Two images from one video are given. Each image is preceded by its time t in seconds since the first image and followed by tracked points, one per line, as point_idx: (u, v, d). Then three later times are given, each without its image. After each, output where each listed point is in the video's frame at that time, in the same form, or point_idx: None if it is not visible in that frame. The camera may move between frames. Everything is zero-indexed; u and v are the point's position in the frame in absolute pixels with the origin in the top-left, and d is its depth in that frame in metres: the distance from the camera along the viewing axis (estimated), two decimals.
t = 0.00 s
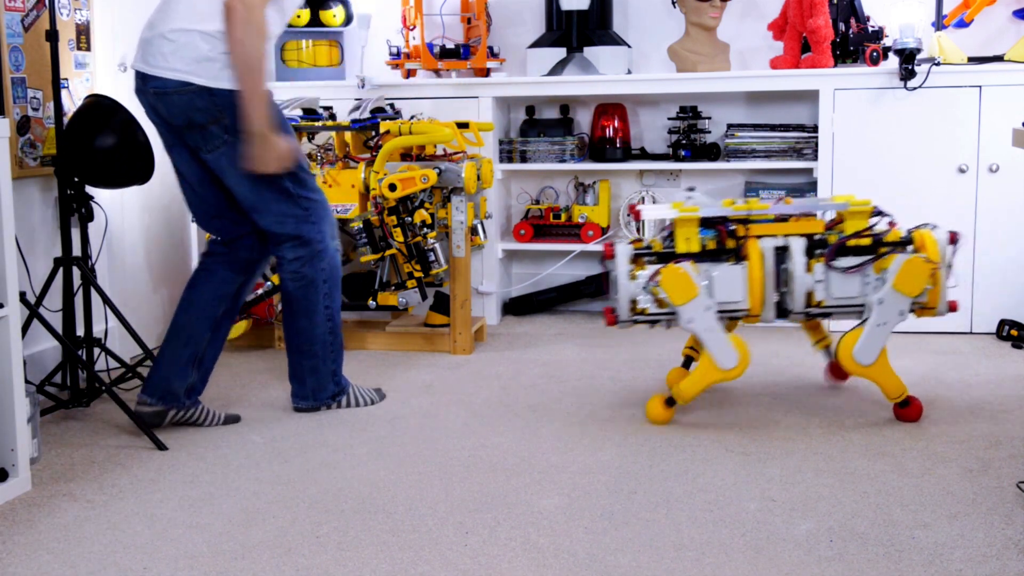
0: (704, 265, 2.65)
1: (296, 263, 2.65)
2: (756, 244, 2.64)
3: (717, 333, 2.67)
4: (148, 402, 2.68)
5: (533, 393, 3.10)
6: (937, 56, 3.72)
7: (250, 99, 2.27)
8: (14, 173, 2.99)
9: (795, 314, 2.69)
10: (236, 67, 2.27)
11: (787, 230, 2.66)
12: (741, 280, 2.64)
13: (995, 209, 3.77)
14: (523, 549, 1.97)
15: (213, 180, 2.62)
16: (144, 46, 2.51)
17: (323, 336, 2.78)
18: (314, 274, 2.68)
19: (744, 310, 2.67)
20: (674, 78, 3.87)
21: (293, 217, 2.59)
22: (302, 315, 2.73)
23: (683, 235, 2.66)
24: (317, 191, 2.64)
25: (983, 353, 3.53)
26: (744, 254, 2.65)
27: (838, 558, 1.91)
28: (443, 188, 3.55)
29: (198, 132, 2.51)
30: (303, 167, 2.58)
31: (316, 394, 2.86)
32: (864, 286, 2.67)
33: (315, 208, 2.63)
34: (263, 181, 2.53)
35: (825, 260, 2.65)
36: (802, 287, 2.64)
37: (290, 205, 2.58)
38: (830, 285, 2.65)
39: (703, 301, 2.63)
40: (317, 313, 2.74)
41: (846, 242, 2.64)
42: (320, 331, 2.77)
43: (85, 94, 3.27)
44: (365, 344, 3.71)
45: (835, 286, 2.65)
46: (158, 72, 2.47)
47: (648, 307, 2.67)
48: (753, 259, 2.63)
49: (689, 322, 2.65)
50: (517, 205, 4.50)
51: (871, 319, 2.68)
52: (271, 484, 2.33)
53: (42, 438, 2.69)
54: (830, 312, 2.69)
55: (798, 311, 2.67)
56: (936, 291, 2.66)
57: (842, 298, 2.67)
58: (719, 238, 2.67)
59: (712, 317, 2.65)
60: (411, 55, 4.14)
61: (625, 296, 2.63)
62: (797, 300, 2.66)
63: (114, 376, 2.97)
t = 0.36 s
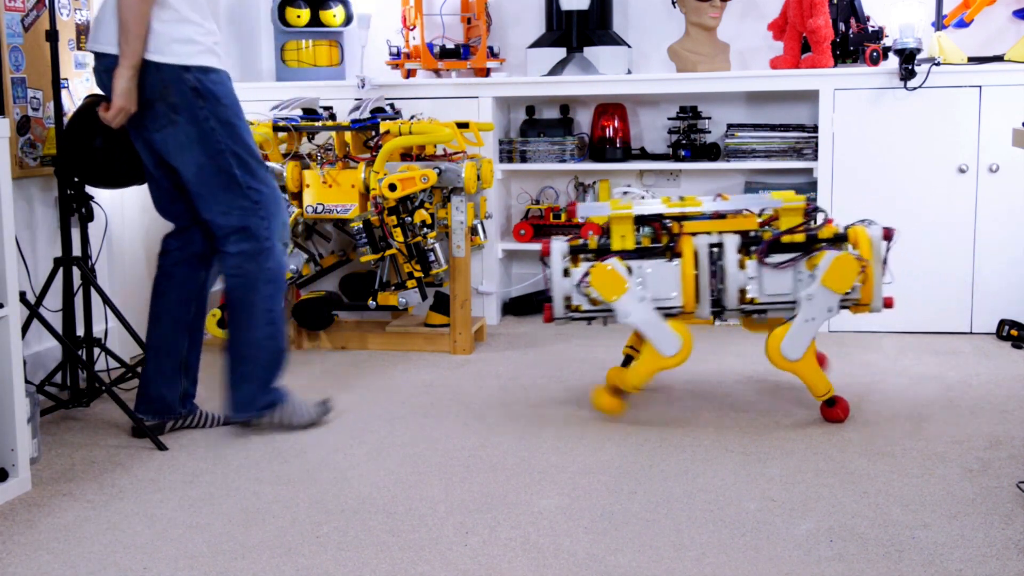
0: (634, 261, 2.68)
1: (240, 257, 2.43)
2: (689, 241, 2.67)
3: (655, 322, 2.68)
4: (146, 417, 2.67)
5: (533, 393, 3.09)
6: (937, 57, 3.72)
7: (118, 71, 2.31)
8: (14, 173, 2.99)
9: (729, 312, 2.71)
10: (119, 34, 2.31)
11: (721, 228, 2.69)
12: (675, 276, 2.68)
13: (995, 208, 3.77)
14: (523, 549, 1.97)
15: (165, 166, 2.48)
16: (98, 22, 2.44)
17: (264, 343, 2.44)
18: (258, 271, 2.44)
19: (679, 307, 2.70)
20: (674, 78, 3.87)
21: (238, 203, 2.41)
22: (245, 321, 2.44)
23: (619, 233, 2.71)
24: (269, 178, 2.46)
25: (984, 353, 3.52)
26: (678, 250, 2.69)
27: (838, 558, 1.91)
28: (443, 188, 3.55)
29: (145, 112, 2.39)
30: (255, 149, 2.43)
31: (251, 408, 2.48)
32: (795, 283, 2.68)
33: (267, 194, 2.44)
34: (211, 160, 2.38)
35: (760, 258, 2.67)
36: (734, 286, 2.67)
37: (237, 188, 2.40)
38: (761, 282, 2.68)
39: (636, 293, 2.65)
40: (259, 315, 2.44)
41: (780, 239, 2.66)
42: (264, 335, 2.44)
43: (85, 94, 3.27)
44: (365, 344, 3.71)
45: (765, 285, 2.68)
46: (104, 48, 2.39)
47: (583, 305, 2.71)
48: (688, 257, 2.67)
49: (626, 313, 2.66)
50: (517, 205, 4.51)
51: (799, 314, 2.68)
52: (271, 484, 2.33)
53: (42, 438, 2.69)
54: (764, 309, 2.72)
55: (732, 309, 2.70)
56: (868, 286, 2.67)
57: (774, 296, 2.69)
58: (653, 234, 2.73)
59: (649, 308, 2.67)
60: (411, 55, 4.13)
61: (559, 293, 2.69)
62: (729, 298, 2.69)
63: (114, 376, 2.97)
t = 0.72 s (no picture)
0: (598, 262, 2.75)
1: (133, 277, 2.27)
2: (654, 242, 2.71)
3: (618, 323, 2.73)
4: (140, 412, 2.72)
5: (533, 393, 3.09)
6: (937, 57, 3.72)
7: (98, 54, 2.18)
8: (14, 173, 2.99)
9: (692, 315, 2.74)
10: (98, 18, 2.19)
11: (688, 231, 2.72)
12: (639, 280, 2.72)
13: (995, 208, 3.77)
14: (523, 549, 1.97)
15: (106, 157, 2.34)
16: None
17: (151, 375, 2.30)
18: (152, 297, 2.28)
19: (642, 309, 2.75)
20: (675, 78, 3.87)
21: (152, 219, 2.25)
22: (131, 344, 2.30)
23: (586, 233, 2.74)
24: (192, 205, 2.32)
25: (984, 353, 3.52)
26: (642, 252, 2.73)
27: (838, 558, 1.91)
28: (443, 188, 3.55)
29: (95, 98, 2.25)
30: (190, 167, 2.30)
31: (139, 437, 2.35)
32: (758, 288, 2.71)
33: (184, 219, 2.30)
34: (143, 165, 2.23)
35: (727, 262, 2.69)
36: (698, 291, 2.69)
37: (157, 203, 2.25)
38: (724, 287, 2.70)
39: (600, 295, 2.70)
40: (149, 344, 2.29)
41: (746, 244, 2.66)
42: (148, 367, 2.30)
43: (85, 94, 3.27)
44: (365, 344, 3.70)
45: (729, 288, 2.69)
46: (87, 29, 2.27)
47: (547, 304, 2.80)
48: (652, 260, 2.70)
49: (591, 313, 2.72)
50: (517, 205, 4.50)
51: (755, 315, 2.69)
52: (271, 484, 2.33)
53: (42, 438, 2.69)
54: (728, 313, 2.74)
55: (695, 312, 2.73)
56: (831, 293, 2.67)
57: (738, 300, 2.72)
58: (619, 237, 2.76)
59: (612, 309, 2.72)
60: (412, 55, 4.13)
61: (523, 292, 2.78)
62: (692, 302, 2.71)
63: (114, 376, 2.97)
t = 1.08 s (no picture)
0: (587, 259, 2.78)
1: (131, 282, 2.27)
2: (643, 241, 2.74)
3: (601, 323, 2.70)
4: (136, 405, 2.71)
5: (532, 393, 3.09)
6: (936, 57, 3.72)
7: (102, 54, 2.18)
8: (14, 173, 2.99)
9: (681, 314, 2.75)
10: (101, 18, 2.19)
11: (677, 231, 2.74)
12: (628, 278, 2.73)
13: (995, 208, 3.77)
14: (523, 549, 1.97)
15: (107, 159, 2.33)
16: None
17: (148, 382, 2.31)
18: (149, 303, 2.28)
19: (631, 307, 2.75)
20: (675, 78, 3.87)
21: (150, 224, 2.25)
22: (128, 350, 2.31)
23: (576, 230, 2.81)
24: (191, 211, 2.32)
25: (984, 353, 3.52)
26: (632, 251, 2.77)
27: (838, 558, 1.91)
28: (443, 188, 3.55)
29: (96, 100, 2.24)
30: (189, 173, 2.30)
31: (139, 441, 2.36)
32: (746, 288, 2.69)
33: (182, 224, 2.30)
34: (141, 169, 2.23)
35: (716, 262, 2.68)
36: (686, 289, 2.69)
37: (155, 208, 2.24)
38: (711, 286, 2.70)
39: (586, 291, 2.69)
40: (147, 349, 2.30)
41: (735, 244, 2.67)
42: (145, 372, 2.31)
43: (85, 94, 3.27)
44: (365, 344, 3.70)
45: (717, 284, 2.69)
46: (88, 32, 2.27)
47: (536, 301, 2.79)
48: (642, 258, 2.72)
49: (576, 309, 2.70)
50: (517, 205, 4.50)
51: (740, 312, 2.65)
52: (270, 484, 2.33)
53: (42, 438, 2.69)
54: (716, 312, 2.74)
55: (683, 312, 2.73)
56: (818, 297, 2.66)
57: (726, 299, 2.71)
58: (611, 236, 2.81)
59: (597, 308, 2.69)
60: (412, 55, 4.13)
61: (512, 288, 2.79)
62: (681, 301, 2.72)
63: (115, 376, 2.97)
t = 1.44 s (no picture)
0: (592, 257, 2.76)
1: (124, 285, 2.26)
2: (648, 240, 2.73)
3: (600, 322, 2.74)
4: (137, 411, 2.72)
5: (532, 393, 3.09)
6: (936, 56, 3.72)
7: (96, 55, 2.17)
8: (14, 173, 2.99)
9: (684, 308, 2.76)
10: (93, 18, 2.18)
11: (679, 226, 2.73)
12: (630, 273, 2.74)
13: (995, 208, 3.77)
14: (523, 549, 1.97)
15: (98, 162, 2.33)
16: None
17: (145, 384, 2.31)
18: (143, 306, 2.28)
19: (635, 303, 2.75)
20: (675, 78, 3.87)
21: (144, 227, 2.24)
22: (123, 353, 2.30)
23: (580, 229, 2.77)
24: (184, 212, 2.32)
25: (984, 353, 3.52)
26: (635, 246, 2.74)
27: (838, 558, 1.91)
28: (443, 188, 3.55)
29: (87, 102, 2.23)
30: (182, 175, 2.30)
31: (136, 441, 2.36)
32: (749, 282, 2.70)
33: (175, 226, 2.30)
34: (134, 171, 2.22)
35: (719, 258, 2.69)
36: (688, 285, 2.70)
37: (149, 211, 2.24)
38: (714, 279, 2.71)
39: (587, 289, 2.72)
40: (143, 351, 2.30)
41: (737, 239, 2.70)
42: (142, 375, 2.31)
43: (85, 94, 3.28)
44: (365, 344, 3.70)
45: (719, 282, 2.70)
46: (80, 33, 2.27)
47: (539, 298, 2.82)
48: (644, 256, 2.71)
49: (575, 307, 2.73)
50: (517, 205, 4.50)
51: (744, 309, 2.69)
52: (270, 484, 2.33)
53: (42, 438, 2.69)
54: (719, 307, 2.75)
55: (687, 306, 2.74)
56: (821, 288, 2.66)
57: (728, 293, 2.71)
58: (614, 232, 2.76)
59: (597, 307, 2.73)
60: (412, 55, 4.13)
61: (516, 285, 2.80)
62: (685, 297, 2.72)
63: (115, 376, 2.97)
